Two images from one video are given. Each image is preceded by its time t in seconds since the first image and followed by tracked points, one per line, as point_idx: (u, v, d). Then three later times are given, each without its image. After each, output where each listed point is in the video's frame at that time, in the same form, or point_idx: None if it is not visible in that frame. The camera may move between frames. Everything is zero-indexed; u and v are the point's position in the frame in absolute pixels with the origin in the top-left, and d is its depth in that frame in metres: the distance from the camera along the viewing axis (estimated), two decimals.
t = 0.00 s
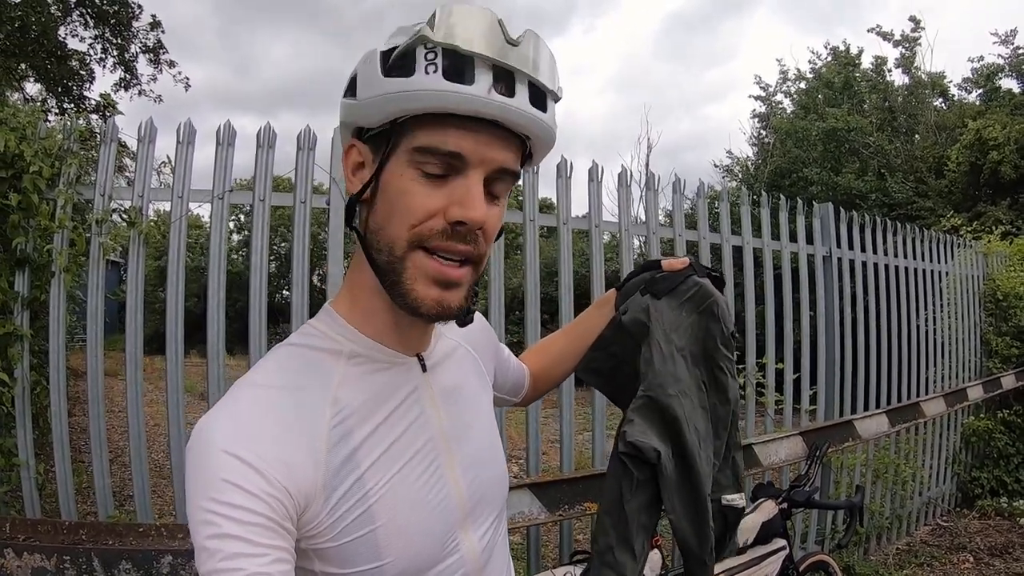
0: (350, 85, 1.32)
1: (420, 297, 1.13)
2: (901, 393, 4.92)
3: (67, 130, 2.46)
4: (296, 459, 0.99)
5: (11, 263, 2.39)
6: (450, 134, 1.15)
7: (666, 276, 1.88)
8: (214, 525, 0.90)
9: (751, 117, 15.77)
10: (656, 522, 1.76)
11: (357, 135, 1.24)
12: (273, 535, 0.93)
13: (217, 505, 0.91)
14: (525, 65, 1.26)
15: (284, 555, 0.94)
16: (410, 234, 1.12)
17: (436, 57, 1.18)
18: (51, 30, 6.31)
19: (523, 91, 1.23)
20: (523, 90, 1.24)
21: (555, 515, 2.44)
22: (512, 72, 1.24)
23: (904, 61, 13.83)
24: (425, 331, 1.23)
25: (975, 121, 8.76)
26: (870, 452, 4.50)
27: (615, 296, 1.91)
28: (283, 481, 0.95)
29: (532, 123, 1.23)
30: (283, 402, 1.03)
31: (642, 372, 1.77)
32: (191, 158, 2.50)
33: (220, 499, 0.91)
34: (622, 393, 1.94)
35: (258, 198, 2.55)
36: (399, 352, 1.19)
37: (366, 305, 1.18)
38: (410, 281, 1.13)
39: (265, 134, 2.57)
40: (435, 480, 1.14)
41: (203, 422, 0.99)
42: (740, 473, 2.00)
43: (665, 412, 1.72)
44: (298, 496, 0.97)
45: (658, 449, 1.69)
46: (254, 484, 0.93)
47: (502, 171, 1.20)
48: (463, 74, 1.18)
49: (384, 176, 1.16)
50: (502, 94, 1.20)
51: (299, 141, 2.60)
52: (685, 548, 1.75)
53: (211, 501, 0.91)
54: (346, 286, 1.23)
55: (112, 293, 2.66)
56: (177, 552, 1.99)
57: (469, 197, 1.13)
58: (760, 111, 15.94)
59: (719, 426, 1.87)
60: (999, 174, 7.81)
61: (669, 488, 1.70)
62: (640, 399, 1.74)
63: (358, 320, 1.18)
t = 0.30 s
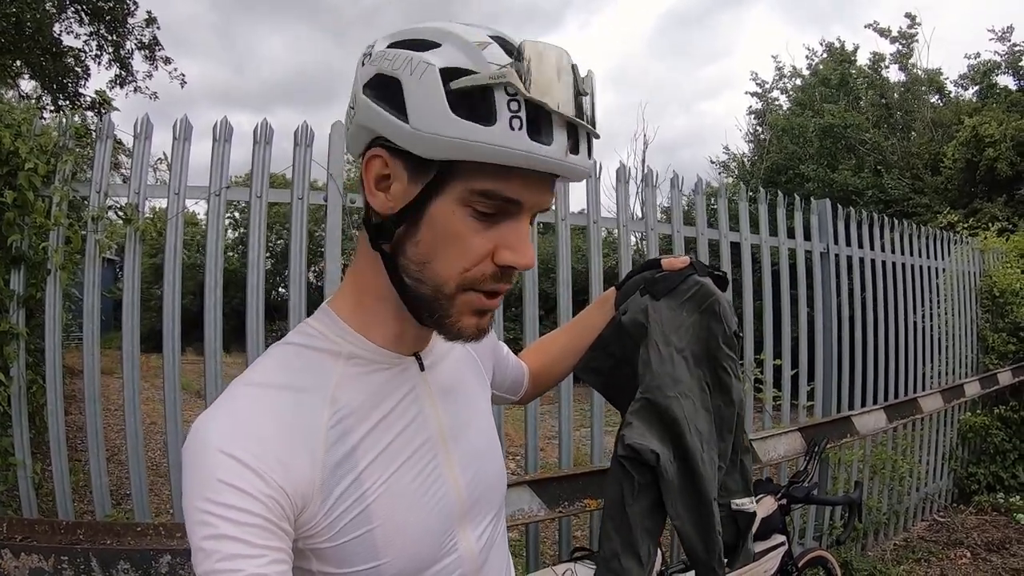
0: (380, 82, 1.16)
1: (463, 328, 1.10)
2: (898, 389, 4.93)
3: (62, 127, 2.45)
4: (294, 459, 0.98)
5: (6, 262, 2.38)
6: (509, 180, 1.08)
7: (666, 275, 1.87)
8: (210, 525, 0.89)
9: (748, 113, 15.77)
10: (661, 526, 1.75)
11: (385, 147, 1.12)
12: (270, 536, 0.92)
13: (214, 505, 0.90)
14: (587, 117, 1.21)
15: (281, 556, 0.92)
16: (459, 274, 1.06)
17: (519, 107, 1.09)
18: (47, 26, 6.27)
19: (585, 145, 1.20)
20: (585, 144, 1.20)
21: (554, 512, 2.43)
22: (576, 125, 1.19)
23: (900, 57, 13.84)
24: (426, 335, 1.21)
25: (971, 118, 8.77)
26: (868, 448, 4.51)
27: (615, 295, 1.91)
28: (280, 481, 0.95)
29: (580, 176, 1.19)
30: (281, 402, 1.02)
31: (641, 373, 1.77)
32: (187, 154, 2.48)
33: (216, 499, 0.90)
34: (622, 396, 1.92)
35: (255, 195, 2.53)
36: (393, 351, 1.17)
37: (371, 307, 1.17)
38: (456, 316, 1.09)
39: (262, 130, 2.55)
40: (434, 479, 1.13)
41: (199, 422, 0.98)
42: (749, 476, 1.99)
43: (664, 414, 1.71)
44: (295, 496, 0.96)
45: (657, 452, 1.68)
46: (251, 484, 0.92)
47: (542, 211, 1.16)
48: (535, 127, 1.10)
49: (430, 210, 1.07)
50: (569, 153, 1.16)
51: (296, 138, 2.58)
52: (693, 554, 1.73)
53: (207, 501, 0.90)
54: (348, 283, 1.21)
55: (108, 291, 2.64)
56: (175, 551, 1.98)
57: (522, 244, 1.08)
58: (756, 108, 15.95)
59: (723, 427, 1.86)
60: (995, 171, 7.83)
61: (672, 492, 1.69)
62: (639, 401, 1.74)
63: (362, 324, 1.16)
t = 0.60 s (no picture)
0: (403, 81, 1.13)
1: (472, 333, 1.11)
2: (894, 384, 4.95)
3: (58, 124, 2.44)
4: (291, 451, 0.98)
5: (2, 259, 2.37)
6: (530, 197, 1.08)
7: (664, 266, 1.87)
8: (208, 518, 0.89)
9: (744, 111, 15.78)
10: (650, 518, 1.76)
11: (406, 150, 1.10)
12: (268, 529, 0.91)
13: (211, 498, 0.90)
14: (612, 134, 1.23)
15: (278, 549, 0.92)
16: (474, 282, 1.07)
17: (554, 130, 1.10)
18: (42, 24, 6.25)
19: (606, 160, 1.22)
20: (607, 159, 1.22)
21: (552, 508, 2.44)
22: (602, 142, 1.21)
23: (896, 55, 13.87)
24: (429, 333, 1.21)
25: (967, 115, 8.79)
26: (864, 444, 4.52)
27: (612, 287, 1.93)
28: (278, 474, 0.94)
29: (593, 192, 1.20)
30: (280, 394, 1.02)
31: (636, 364, 1.77)
32: (184, 151, 2.47)
33: (213, 491, 0.90)
34: (617, 386, 1.93)
35: (252, 191, 2.53)
36: (393, 344, 1.17)
37: (376, 302, 1.17)
38: (465, 321, 1.09)
39: (259, 127, 2.55)
40: (432, 471, 1.13)
41: (197, 415, 0.98)
42: (740, 472, 1.99)
43: (658, 405, 1.70)
44: (293, 488, 0.96)
45: (649, 443, 1.67)
46: (248, 477, 0.92)
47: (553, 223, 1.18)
48: (564, 149, 1.11)
49: (450, 218, 1.06)
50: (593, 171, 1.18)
51: (293, 134, 2.58)
52: (682, 548, 1.73)
53: (205, 493, 0.90)
54: (353, 275, 1.20)
55: (104, 289, 2.64)
56: (173, 549, 1.97)
57: (536, 259, 1.09)
58: (752, 106, 15.97)
59: (717, 421, 1.84)
60: (991, 168, 7.86)
61: (663, 485, 1.68)
62: (632, 392, 1.73)
63: (367, 320, 1.15)
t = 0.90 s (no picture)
0: (392, 80, 1.14)
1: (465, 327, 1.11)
2: (893, 382, 4.95)
3: (55, 127, 2.44)
4: (283, 451, 0.98)
5: None
6: (521, 189, 1.09)
7: (659, 268, 1.86)
8: (199, 518, 0.90)
9: (742, 109, 15.77)
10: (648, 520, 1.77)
11: (396, 148, 1.11)
12: (260, 529, 0.92)
13: (202, 499, 0.90)
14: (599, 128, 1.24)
15: (271, 549, 0.93)
16: (468, 276, 1.06)
17: (542, 122, 1.10)
18: (39, 27, 6.25)
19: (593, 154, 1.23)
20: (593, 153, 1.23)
21: (551, 507, 2.44)
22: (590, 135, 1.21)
23: (894, 52, 13.87)
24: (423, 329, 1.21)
25: (965, 112, 8.80)
26: (864, 442, 4.52)
27: (608, 288, 1.90)
28: (270, 474, 0.94)
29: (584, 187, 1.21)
30: (271, 393, 1.02)
31: (630, 367, 1.77)
32: (181, 153, 2.47)
33: (204, 492, 0.90)
34: (613, 387, 1.92)
35: (249, 193, 2.53)
36: (388, 342, 1.17)
37: (369, 300, 1.17)
38: (459, 315, 1.09)
39: (255, 129, 2.55)
40: (428, 470, 1.13)
41: (188, 415, 0.98)
42: (739, 474, 1.99)
43: (653, 408, 1.71)
44: (286, 489, 0.96)
45: (644, 445, 1.69)
46: (240, 478, 0.92)
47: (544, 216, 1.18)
48: (552, 141, 1.11)
49: (442, 213, 1.07)
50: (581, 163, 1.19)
51: (289, 136, 2.58)
52: (679, 550, 1.74)
53: (196, 494, 0.90)
54: (346, 274, 1.20)
55: (102, 291, 2.64)
56: (172, 550, 1.98)
57: (529, 250, 1.10)
58: (750, 104, 15.97)
59: (713, 424, 1.86)
60: (989, 165, 7.86)
61: (659, 487, 1.70)
62: (628, 394, 1.74)
63: (362, 319, 1.16)
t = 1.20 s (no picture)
0: (336, 77, 1.23)
1: (439, 299, 1.10)
2: (893, 380, 4.95)
3: (53, 128, 2.43)
4: (285, 451, 0.98)
5: None
6: (459, 138, 1.10)
7: (658, 271, 1.88)
8: (201, 519, 0.89)
9: (742, 108, 15.76)
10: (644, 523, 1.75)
11: (349, 133, 1.17)
12: (263, 531, 0.92)
13: (204, 499, 0.90)
14: (537, 66, 1.22)
15: (273, 550, 0.93)
16: (425, 239, 1.07)
17: (449, 59, 1.11)
18: (37, 28, 6.24)
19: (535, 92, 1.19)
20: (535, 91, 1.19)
21: (550, 507, 2.43)
22: (525, 72, 1.19)
23: (894, 50, 13.86)
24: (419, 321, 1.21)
25: (964, 110, 8.79)
26: (864, 440, 4.52)
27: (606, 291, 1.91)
28: (272, 475, 0.94)
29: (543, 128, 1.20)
30: (273, 393, 1.02)
31: (629, 369, 1.78)
32: (179, 153, 2.47)
33: (206, 492, 0.90)
34: (610, 391, 1.93)
35: (248, 193, 2.52)
36: (388, 341, 1.17)
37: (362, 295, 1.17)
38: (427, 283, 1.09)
39: (253, 129, 2.55)
40: (430, 471, 1.13)
41: (190, 416, 0.98)
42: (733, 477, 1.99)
43: (651, 411, 1.72)
44: (288, 490, 0.96)
45: (643, 448, 1.69)
46: (242, 478, 0.92)
47: (508, 171, 1.17)
48: (478, 77, 1.12)
49: (387, 178, 1.10)
50: (517, 96, 1.16)
51: (288, 135, 2.58)
52: (674, 554, 1.72)
53: (197, 495, 0.90)
54: (339, 273, 1.21)
55: (101, 292, 2.64)
56: (171, 551, 1.97)
57: (483, 199, 1.10)
58: (749, 103, 15.97)
59: (710, 426, 1.86)
60: (988, 163, 7.85)
61: (656, 490, 1.69)
62: (626, 397, 1.75)
63: (353, 311, 1.16)
